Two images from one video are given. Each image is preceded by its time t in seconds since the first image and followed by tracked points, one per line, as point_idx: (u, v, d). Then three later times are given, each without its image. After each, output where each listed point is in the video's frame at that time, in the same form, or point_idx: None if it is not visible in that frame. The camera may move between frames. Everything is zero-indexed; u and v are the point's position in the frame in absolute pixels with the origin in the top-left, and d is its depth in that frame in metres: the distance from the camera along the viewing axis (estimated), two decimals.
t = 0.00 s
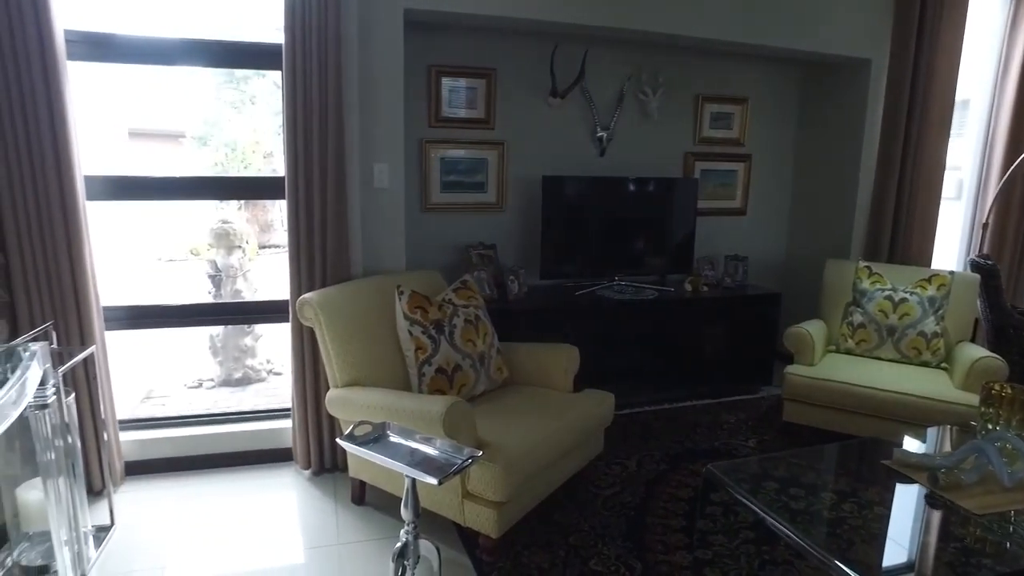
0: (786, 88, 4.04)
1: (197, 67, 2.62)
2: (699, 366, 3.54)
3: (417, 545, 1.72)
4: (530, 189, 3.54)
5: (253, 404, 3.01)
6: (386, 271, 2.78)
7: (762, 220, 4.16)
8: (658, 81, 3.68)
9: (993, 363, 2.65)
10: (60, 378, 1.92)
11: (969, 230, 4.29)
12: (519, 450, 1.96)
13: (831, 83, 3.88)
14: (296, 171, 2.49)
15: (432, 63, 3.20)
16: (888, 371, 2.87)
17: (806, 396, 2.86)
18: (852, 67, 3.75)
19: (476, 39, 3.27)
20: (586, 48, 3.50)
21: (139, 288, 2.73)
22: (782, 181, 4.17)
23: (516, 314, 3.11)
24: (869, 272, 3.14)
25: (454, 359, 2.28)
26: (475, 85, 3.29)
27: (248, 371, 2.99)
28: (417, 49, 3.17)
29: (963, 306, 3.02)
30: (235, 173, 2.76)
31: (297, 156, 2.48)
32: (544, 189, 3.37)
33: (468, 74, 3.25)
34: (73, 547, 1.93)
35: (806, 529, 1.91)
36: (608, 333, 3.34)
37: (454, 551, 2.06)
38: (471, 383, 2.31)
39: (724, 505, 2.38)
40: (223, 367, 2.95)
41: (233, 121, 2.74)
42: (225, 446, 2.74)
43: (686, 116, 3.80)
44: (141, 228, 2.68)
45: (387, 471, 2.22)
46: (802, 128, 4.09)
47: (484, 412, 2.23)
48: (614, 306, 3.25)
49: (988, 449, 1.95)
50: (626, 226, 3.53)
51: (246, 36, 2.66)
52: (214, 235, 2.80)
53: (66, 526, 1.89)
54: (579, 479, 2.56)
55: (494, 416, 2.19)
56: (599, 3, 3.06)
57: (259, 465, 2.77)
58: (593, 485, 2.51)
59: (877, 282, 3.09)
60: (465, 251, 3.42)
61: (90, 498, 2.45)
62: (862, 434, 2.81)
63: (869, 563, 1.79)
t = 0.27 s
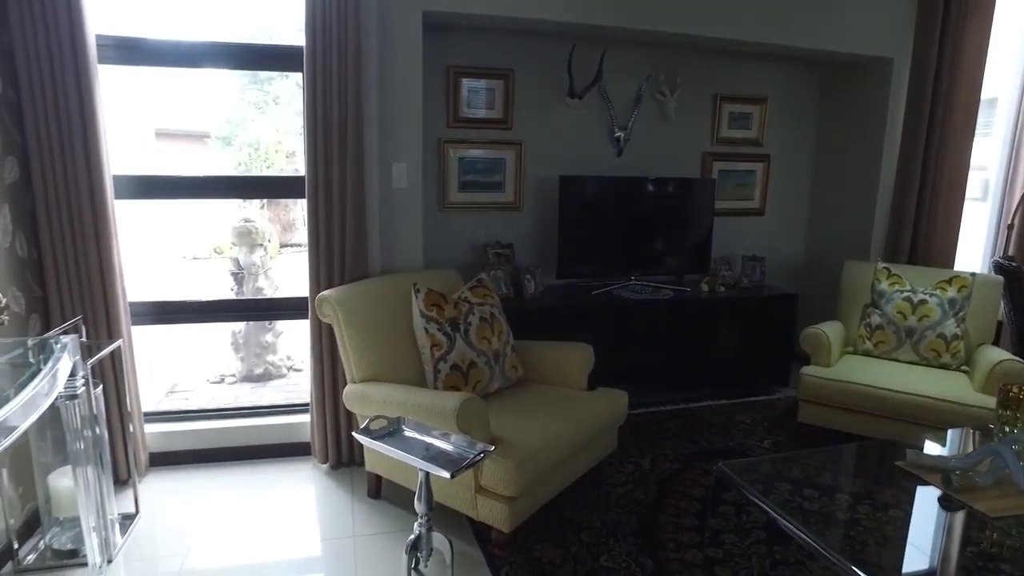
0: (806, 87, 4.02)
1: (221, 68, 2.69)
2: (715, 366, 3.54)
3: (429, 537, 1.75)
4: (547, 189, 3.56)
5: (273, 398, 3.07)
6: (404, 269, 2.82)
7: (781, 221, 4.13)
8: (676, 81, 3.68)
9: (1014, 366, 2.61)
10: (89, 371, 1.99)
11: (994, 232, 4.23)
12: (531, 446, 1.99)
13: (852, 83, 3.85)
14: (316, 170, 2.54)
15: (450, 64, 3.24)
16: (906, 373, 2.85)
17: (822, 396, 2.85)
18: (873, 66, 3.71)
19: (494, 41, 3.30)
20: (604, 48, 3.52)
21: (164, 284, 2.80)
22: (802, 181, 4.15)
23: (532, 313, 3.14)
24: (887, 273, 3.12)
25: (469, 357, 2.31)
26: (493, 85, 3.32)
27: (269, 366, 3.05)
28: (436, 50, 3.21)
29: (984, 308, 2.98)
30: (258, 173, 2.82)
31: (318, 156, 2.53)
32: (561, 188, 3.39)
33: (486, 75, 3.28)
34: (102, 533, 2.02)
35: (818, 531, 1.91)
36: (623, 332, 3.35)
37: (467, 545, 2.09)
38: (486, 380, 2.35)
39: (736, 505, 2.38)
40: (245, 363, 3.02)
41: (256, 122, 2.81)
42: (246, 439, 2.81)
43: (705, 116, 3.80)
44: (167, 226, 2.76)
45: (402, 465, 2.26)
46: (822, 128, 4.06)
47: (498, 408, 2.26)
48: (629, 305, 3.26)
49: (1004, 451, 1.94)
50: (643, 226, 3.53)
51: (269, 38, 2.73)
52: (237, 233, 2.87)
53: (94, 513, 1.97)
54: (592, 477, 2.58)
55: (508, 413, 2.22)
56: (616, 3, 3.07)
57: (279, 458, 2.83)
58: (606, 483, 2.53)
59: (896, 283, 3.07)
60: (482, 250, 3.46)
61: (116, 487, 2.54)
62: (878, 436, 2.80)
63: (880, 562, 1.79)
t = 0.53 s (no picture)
0: (824, 87, 4.00)
1: (244, 70, 2.76)
2: (729, 367, 3.54)
3: (440, 529, 1.83)
4: (562, 189, 3.60)
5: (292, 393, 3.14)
6: (421, 268, 2.87)
7: (798, 221, 4.12)
8: (692, 82, 3.69)
9: None
10: (115, 362, 2.07)
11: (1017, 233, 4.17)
12: (542, 441, 2.02)
13: (871, 83, 3.82)
14: (334, 170, 2.60)
15: (467, 66, 3.29)
16: (921, 374, 2.84)
17: (835, 397, 2.85)
18: (892, 66, 3.69)
19: (511, 42, 3.34)
20: (620, 49, 3.54)
21: (188, 281, 2.89)
22: (820, 182, 4.13)
23: (546, 311, 3.17)
24: (903, 274, 3.10)
25: (482, 353, 2.36)
26: (509, 86, 3.36)
27: (289, 362, 3.13)
28: (453, 52, 3.26)
29: (1003, 310, 2.95)
30: (280, 173, 2.89)
31: (336, 156, 2.59)
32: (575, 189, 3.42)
33: (502, 76, 3.33)
34: (126, 519, 2.10)
35: (826, 530, 1.91)
36: (637, 331, 3.37)
37: (479, 538, 2.13)
38: (498, 376, 2.39)
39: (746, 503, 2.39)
40: (265, 359, 3.10)
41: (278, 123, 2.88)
42: (265, 432, 2.88)
43: (721, 116, 3.80)
44: (192, 224, 2.84)
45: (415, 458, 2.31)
46: (841, 128, 4.04)
47: (510, 404, 2.30)
48: (643, 305, 3.28)
49: (1014, 454, 1.96)
50: (658, 226, 3.55)
51: (291, 42, 2.79)
52: (258, 232, 2.94)
53: (119, 500, 2.06)
54: (603, 474, 2.61)
55: (520, 409, 2.26)
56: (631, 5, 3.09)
57: (297, 451, 2.90)
58: (617, 480, 2.56)
59: (912, 284, 3.05)
60: (498, 249, 3.50)
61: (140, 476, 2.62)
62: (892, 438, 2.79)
63: (886, 560, 1.80)
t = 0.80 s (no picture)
0: (838, 88, 3.99)
1: (262, 72, 2.82)
2: (740, 367, 3.55)
3: (448, 522, 1.86)
4: (573, 189, 3.62)
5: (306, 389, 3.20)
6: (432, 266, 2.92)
7: (810, 222, 4.11)
8: (704, 83, 3.69)
9: None
10: (135, 356, 2.13)
11: None
12: (548, 437, 2.05)
13: (885, 83, 3.80)
14: (347, 170, 2.65)
15: (480, 67, 3.33)
16: (932, 375, 2.83)
17: (844, 397, 2.85)
18: (907, 65, 3.67)
19: (523, 44, 3.37)
20: (632, 50, 3.56)
21: (206, 278, 2.95)
22: (833, 182, 4.11)
23: (556, 311, 3.20)
24: (916, 275, 3.09)
25: (491, 351, 2.39)
26: (521, 87, 3.39)
27: (303, 359, 3.18)
28: (466, 54, 3.30)
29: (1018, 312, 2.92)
30: (297, 173, 2.94)
31: (349, 157, 2.64)
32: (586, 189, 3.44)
33: (515, 77, 3.36)
34: (145, 509, 2.17)
35: (831, 529, 1.92)
36: (647, 331, 3.39)
37: (487, 532, 2.17)
38: (507, 374, 2.42)
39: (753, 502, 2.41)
40: (281, 355, 3.15)
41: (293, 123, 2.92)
42: (280, 427, 2.94)
43: (733, 117, 3.81)
44: (210, 222, 2.91)
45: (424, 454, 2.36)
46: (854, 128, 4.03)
47: (518, 401, 2.34)
48: (653, 304, 3.29)
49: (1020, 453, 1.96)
50: (669, 226, 3.56)
51: (306, 44, 2.84)
52: (273, 230, 2.99)
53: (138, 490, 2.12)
54: (611, 472, 2.63)
55: (528, 406, 2.29)
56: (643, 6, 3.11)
57: (310, 446, 2.96)
58: (624, 477, 2.58)
59: (924, 285, 3.04)
60: (510, 249, 3.53)
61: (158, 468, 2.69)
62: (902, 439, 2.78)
63: (891, 559, 1.80)
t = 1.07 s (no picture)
0: (854, 88, 3.97)
1: (278, 74, 2.88)
2: (752, 367, 3.54)
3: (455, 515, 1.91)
4: (586, 189, 3.64)
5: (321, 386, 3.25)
6: (445, 265, 2.95)
7: (825, 222, 4.09)
8: (717, 83, 3.70)
9: None
10: (154, 350, 2.19)
11: None
12: (556, 434, 2.08)
13: (901, 83, 3.78)
14: (361, 169, 2.69)
15: (493, 68, 3.36)
16: (945, 377, 2.81)
17: (855, 397, 2.85)
18: (923, 65, 3.64)
19: (536, 45, 3.40)
20: (645, 50, 3.57)
21: (225, 275, 3.02)
22: (848, 183, 4.09)
23: (567, 310, 3.23)
24: (929, 276, 3.08)
25: (501, 348, 2.42)
26: (534, 88, 3.42)
27: (318, 356, 3.22)
28: (479, 55, 3.34)
29: None
30: (314, 172, 2.99)
31: (363, 157, 2.69)
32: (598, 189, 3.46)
33: (528, 78, 3.39)
34: (163, 499, 2.23)
35: (837, 528, 1.93)
36: (658, 330, 3.40)
37: (495, 527, 2.20)
38: (517, 371, 2.45)
39: (761, 501, 2.42)
40: (296, 352, 3.20)
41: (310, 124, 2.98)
42: (294, 422, 3.00)
43: (746, 117, 3.80)
44: (228, 221, 2.97)
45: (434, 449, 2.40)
46: (870, 128, 4.00)
47: (527, 398, 2.36)
48: (664, 304, 3.30)
49: None
50: (681, 226, 3.56)
51: (322, 46, 2.89)
52: (289, 229, 3.04)
53: (156, 481, 2.18)
54: (620, 469, 2.65)
55: (537, 403, 2.31)
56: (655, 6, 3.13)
57: (324, 441, 3.01)
58: (632, 475, 2.60)
59: (938, 286, 3.02)
60: (522, 248, 3.56)
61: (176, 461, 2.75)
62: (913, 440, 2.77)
63: (896, 558, 1.81)
